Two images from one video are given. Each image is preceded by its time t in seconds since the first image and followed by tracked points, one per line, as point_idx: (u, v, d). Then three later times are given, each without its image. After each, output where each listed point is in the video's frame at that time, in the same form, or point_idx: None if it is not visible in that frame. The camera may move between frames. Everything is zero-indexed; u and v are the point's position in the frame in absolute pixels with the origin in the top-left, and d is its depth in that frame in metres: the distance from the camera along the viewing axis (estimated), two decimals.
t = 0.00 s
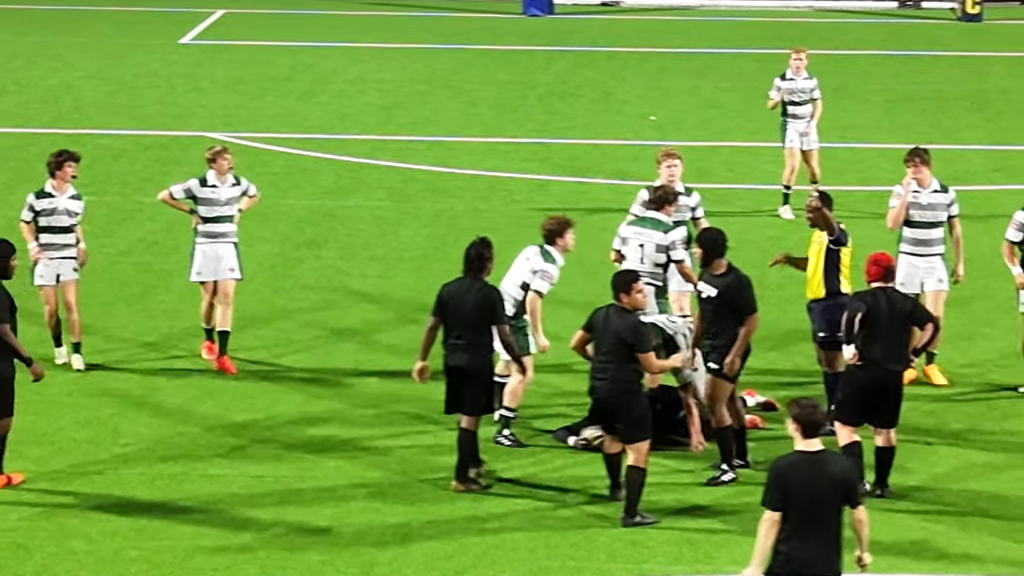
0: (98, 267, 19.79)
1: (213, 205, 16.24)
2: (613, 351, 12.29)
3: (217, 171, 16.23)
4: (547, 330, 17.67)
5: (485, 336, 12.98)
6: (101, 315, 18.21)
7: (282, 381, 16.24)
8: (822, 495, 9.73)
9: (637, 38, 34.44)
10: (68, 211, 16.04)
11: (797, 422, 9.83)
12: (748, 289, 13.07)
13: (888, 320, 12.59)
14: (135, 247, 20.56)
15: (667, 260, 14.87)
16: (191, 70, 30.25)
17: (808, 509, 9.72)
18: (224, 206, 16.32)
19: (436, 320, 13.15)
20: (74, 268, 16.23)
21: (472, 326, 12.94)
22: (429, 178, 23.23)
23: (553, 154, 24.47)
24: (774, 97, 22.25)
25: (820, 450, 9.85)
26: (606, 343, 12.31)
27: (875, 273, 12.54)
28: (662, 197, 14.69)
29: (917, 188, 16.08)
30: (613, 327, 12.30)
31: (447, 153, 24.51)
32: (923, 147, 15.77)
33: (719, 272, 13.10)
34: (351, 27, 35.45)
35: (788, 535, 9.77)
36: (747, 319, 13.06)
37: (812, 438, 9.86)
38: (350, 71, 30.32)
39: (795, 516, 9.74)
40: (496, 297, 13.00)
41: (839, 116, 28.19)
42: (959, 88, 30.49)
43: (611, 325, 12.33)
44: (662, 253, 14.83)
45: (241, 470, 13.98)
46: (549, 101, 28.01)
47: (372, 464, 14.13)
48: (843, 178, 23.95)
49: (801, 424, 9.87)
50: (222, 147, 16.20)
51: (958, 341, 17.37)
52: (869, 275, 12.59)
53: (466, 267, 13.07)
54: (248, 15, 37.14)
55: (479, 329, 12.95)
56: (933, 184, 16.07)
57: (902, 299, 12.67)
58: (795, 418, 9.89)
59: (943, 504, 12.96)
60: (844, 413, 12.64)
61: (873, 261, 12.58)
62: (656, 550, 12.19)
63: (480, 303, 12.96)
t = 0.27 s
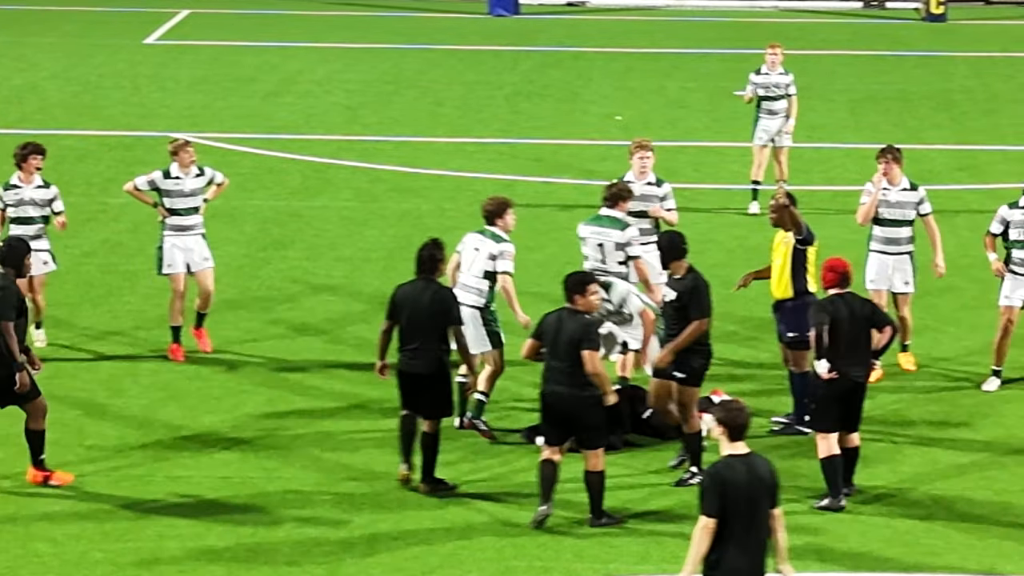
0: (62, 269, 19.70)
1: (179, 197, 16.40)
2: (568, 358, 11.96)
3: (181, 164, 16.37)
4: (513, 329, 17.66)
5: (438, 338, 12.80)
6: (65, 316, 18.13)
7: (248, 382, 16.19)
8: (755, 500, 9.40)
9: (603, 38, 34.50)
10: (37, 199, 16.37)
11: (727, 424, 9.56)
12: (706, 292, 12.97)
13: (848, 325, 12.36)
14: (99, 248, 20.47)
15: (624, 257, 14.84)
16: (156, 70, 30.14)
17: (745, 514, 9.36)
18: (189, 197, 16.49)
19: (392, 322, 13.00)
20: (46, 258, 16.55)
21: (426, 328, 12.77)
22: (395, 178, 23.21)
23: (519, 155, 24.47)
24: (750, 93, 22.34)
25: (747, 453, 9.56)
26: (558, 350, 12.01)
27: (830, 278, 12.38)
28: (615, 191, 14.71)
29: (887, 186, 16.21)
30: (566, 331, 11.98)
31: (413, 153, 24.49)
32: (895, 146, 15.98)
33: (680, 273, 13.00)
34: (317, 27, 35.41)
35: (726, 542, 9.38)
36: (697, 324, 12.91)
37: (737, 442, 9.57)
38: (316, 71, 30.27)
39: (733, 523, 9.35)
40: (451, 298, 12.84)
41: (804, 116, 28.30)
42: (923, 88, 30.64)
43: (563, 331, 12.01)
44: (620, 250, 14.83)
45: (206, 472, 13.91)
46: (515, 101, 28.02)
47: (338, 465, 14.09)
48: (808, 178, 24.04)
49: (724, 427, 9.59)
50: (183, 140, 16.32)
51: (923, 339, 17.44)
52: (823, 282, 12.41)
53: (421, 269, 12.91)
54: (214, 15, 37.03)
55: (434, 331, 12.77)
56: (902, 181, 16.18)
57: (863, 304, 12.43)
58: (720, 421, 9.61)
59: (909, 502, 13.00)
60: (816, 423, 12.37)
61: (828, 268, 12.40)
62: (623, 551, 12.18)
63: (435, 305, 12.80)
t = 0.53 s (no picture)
0: (29, 270, 19.62)
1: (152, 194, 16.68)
2: (520, 363, 11.85)
3: (156, 161, 16.64)
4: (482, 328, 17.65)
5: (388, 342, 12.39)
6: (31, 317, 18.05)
7: (216, 383, 16.14)
8: (694, 500, 9.41)
9: (572, 38, 34.54)
10: (9, 177, 16.65)
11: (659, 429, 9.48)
12: (655, 292, 12.75)
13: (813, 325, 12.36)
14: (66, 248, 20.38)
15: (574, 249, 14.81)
16: (123, 70, 30.03)
17: (688, 517, 9.38)
18: (163, 194, 16.74)
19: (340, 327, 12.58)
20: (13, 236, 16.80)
21: (373, 333, 12.35)
22: (364, 178, 23.19)
23: (488, 155, 24.48)
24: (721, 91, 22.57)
25: (680, 453, 9.51)
26: (507, 357, 11.88)
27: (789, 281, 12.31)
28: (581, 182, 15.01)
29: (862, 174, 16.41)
30: (517, 337, 11.86)
31: (382, 153, 24.47)
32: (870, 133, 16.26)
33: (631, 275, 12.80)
34: (285, 27, 35.35)
35: (668, 545, 9.39)
36: (638, 324, 12.72)
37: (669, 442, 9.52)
38: (285, 71, 30.21)
39: (678, 526, 9.38)
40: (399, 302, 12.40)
41: (773, 116, 28.38)
42: (891, 88, 30.77)
43: (513, 337, 11.90)
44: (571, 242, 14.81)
45: (173, 474, 13.86)
46: (484, 101, 28.02)
47: (307, 467, 14.04)
48: (777, 178, 24.12)
49: (654, 429, 9.51)
50: (160, 138, 16.60)
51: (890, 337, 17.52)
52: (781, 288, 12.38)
53: (368, 272, 12.46)
54: (181, 15, 36.92)
55: (382, 336, 12.36)
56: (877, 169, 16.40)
57: (822, 302, 12.42)
58: (649, 423, 9.53)
59: (878, 502, 13.03)
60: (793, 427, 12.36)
61: (785, 270, 12.33)
62: (593, 551, 12.16)
63: (383, 309, 12.37)
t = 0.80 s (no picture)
0: (5, 271, 19.57)
1: (134, 183, 16.75)
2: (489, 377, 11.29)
3: (136, 150, 16.77)
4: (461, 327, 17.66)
5: (352, 345, 12.15)
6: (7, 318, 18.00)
7: (194, 384, 16.12)
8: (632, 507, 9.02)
9: (549, 38, 34.58)
10: None
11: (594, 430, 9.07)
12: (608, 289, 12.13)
13: (791, 327, 12.34)
14: (43, 249, 20.34)
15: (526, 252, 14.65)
16: (99, 70, 29.96)
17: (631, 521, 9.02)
18: (144, 183, 16.88)
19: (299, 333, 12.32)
20: None
21: (334, 337, 12.10)
22: (342, 179, 23.18)
23: (465, 155, 24.49)
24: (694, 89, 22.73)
25: (615, 458, 9.09)
26: (483, 365, 11.29)
27: (766, 283, 12.40)
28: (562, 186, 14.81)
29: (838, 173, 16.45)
30: (490, 345, 11.30)
31: (360, 154, 24.46)
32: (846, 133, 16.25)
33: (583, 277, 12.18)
34: (262, 27, 35.32)
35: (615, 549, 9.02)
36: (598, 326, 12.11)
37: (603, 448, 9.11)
38: (261, 71, 30.17)
39: (622, 533, 9.01)
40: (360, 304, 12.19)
41: (749, 116, 28.45)
42: (867, 87, 30.87)
43: (488, 347, 11.31)
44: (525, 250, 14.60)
45: (150, 475, 13.84)
46: (462, 101, 28.04)
47: (284, 468, 14.04)
48: (754, 177, 24.19)
49: (590, 437, 9.12)
50: (141, 128, 16.65)
51: (868, 336, 17.58)
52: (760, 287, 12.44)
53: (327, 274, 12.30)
54: (157, 15, 36.85)
55: (343, 339, 12.12)
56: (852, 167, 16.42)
57: (800, 302, 12.45)
58: (583, 431, 9.13)
59: (854, 502, 13.06)
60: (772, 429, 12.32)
61: (766, 270, 12.44)
62: (569, 550, 12.14)
63: (343, 311, 12.14)
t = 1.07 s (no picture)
0: None
1: (116, 184, 17.16)
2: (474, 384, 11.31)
3: (118, 151, 17.10)
4: (447, 325, 17.68)
5: (335, 351, 12.21)
6: None
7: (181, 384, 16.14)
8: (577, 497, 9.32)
9: (534, 38, 34.62)
10: None
11: (531, 427, 9.42)
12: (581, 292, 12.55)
13: (786, 329, 12.34)
14: (28, 249, 20.34)
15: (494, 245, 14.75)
16: (84, 70, 29.94)
17: (574, 514, 9.29)
18: (128, 183, 17.28)
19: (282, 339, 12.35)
20: None
21: (317, 341, 12.15)
22: (327, 179, 23.21)
23: (451, 155, 24.52)
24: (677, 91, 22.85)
25: (558, 452, 9.42)
26: (470, 374, 11.28)
27: (767, 283, 12.30)
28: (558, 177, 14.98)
29: (825, 164, 16.76)
30: (476, 353, 11.31)
31: (346, 154, 24.48)
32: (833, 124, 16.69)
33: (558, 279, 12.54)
34: (247, 27, 35.33)
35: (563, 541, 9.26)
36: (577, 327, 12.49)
37: (546, 443, 9.45)
38: (247, 72, 30.18)
39: (569, 522, 9.27)
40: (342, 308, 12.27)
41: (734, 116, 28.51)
42: (852, 87, 30.95)
43: (477, 355, 11.31)
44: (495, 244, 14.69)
45: (136, 475, 13.86)
46: (448, 101, 28.08)
47: (270, 468, 14.06)
48: (739, 177, 24.25)
49: (532, 432, 9.44)
50: (121, 129, 16.98)
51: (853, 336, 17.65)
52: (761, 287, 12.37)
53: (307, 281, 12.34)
54: (142, 15, 36.85)
55: (327, 343, 12.17)
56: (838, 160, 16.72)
57: (798, 303, 12.40)
58: (526, 427, 9.46)
59: (840, 502, 13.11)
60: (762, 429, 12.37)
61: (766, 271, 12.33)
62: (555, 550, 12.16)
63: (326, 315, 12.21)
